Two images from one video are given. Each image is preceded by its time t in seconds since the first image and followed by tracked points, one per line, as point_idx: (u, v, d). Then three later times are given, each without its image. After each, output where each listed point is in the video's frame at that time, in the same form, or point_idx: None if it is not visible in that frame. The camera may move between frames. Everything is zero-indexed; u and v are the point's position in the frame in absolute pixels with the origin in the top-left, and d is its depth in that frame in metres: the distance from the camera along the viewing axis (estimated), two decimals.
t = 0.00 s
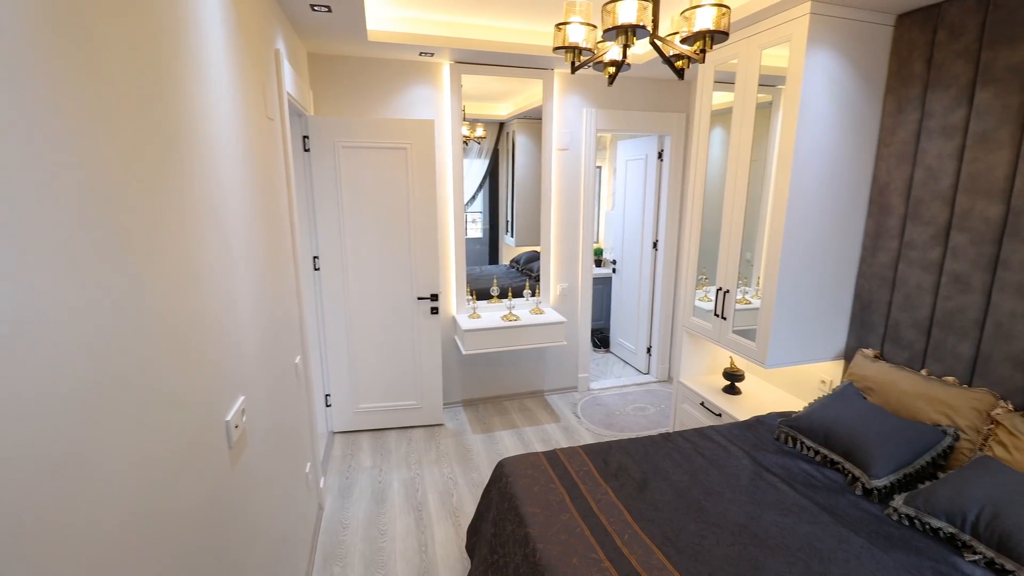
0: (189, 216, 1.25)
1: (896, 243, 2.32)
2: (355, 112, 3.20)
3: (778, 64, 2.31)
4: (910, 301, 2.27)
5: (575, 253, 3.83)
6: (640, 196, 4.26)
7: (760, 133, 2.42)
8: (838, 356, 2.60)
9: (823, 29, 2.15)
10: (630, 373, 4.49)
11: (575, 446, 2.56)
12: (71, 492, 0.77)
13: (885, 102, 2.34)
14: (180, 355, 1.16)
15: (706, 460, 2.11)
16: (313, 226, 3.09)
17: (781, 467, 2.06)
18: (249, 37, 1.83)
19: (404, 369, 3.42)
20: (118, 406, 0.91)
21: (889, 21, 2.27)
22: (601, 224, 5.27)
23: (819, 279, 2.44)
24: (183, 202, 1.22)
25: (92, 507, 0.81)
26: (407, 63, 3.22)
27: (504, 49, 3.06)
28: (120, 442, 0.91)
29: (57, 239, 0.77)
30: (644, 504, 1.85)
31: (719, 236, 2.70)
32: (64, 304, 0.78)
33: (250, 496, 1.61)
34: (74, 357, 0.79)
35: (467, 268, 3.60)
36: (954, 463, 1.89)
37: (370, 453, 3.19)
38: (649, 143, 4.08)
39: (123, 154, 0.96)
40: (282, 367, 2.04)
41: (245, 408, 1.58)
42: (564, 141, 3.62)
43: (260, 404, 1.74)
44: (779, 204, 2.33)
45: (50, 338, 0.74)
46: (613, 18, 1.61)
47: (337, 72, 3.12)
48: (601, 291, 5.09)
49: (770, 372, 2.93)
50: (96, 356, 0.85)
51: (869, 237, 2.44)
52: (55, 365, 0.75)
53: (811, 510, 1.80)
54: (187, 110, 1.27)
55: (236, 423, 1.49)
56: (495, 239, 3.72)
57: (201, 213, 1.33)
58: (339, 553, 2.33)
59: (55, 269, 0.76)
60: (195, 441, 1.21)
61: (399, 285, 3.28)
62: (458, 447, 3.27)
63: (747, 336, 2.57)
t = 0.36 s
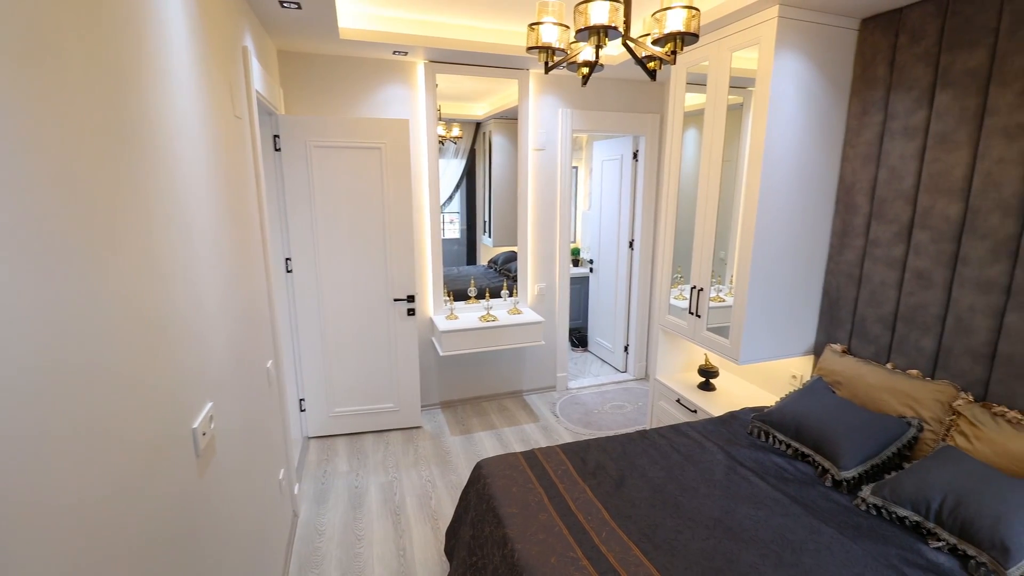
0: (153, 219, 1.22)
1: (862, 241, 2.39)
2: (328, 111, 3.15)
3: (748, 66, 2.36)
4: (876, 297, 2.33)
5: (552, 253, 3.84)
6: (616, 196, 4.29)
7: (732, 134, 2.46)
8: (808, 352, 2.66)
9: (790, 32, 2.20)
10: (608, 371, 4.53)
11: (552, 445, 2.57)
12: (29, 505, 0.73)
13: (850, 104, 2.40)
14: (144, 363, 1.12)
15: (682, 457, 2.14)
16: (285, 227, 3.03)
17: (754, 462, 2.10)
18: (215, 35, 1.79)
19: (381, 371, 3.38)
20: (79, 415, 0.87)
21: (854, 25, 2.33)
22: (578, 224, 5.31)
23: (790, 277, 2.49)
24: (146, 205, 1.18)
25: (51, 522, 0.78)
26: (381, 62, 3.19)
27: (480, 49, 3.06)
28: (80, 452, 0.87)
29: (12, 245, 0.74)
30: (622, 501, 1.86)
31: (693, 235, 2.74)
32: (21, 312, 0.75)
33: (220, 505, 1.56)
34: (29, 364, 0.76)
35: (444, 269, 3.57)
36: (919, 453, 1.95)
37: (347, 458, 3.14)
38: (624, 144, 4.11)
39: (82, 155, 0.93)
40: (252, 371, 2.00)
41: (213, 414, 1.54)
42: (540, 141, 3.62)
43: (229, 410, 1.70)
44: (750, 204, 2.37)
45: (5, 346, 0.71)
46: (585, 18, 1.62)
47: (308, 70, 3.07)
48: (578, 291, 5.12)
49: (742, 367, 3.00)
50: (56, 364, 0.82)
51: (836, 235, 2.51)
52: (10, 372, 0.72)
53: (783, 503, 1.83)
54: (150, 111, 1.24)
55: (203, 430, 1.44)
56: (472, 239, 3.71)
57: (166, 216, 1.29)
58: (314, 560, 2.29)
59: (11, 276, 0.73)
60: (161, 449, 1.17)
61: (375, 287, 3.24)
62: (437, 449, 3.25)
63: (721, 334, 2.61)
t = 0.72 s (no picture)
0: (111, 223, 1.17)
1: (824, 239, 2.46)
2: (295, 110, 3.09)
3: (714, 68, 2.41)
4: (838, 293, 2.41)
5: (526, 254, 3.86)
6: (588, 196, 4.33)
7: (699, 135, 2.51)
8: (775, 347, 2.73)
9: (754, 35, 2.25)
10: (583, 369, 4.57)
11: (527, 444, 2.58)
12: None
13: (812, 106, 2.48)
14: (105, 372, 1.09)
15: (655, 452, 2.17)
16: (253, 229, 2.96)
17: (724, 455, 2.14)
18: (175, 32, 1.74)
19: (354, 374, 3.34)
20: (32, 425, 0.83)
21: (814, 29, 2.40)
22: (552, 223, 5.34)
23: (756, 274, 2.55)
24: (102, 207, 1.14)
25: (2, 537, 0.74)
26: (350, 61, 3.15)
27: (452, 49, 3.05)
28: (34, 463, 0.83)
29: None
30: (596, 498, 1.88)
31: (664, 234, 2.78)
32: None
33: (187, 515, 1.52)
34: None
35: (417, 270, 3.54)
36: (880, 443, 2.02)
37: (319, 463, 3.09)
38: (596, 144, 4.15)
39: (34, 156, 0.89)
40: (218, 377, 1.94)
41: (177, 423, 1.49)
42: (512, 141, 3.63)
43: (194, 418, 1.65)
44: (718, 203, 2.42)
45: None
46: (553, 19, 1.63)
47: (275, 68, 3.01)
48: (553, 290, 5.15)
49: (712, 363, 3.06)
50: (10, 372, 0.79)
51: (800, 233, 2.58)
52: None
53: (752, 495, 1.88)
54: (109, 113, 1.21)
55: (166, 439, 1.39)
56: (446, 240, 3.69)
57: (126, 220, 1.25)
58: (285, 568, 2.24)
59: None
60: (122, 459, 1.13)
61: (346, 288, 3.19)
62: (412, 452, 3.22)
63: (692, 331, 2.66)
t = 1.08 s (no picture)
0: (72, 223, 1.13)
1: (793, 237, 2.53)
2: (266, 109, 3.03)
3: (686, 70, 2.45)
4: (807, 289, 2.48)
5: (503, 254, 3.86)
6: (565, 195, 4.36)
7: (673, 135, 2.55)
8: (748, 343, 2.79)
9: (724, 38, 2.30)
10: (561, 368, 4.59)
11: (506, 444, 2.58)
12: None
13: (780, 107, 2.54)
14: (69, 379, 1.06)
15: (632, 449, 2.20)
16: (223, 230, 2.90)
17: (700, 450, 2.18)
18: (138, 25, 1.68)
19: (330, 377, 3.29)
20: None
21: (782, 32, 2.47)
22: (529, 223, 5.36)
23: (729, 272, 2.60)
24: (62, 207, 1.10)
25: None
26: (323, 59, 3.10)
27: (424, 47, 3.03)
28: None
29: None
30: (574, 495, 1.89)
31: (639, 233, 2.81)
32: None
33: (156, 525, 1.47)
34: None
35: (394, 270, 3.51)
36: (849, 434, 2.10)
37: (295, 469, 3.03)
38: (572, 144, 4.18)
39: None
40: (187, 382, 1.89)
41: (143, 430, 1.44)
42: (488, 141, 3.63)
43: (162, 425, 1.60)
44: (691, 202, 2.46)
45: None
46: (526, 19, 1.63)
47: (244, 66, 2.94)
48: (530, 290, 5.16)
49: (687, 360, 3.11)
50: None
51: (770, 232, 2.65)
52: None
53: (727, 488, 1.91)
54: (71, 113, 1.17)
55: (132, 447, 1.35)
56: (423, 240, 3.66)
57: (89, 222, 1.22)
58: None
59: None
60: (86, 469, 1.10)
61: (321, 290, 3.15)
62: (390, 454, 3.19)
63: (667, 328, 2.70)
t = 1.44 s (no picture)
0: (33, 223, 1.09)
1: (766, 236, 2.58)
2: (238, 107, 2.97)
3: (661, 72, 2.48)
4: (780, 286, 2.54)
5: (482, 254, 3.85)
6: (543, 195, 4.37)
7: (648, 136, 2.58)
8: (724, 340, 2.84)
9: (698, 40, 2.34)
10: (542, 368, 4.61)
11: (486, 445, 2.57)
12: None
13: (753, 109, 2.59)
14: (32, 386, 1.02)
15: (612, 446, 2.22)
16: (194, 232, 2.83)
17: (678, 446, 2.21)
18: (102, 20, 1.63)
19: (308, 381, 3.24)
20: None
21: (754, 35, 2.52)
22: (509, 223, 5.36)
23: (704, 270, 2.65)
24: (23, 206, 1.05)
25: None
26: (297, 58, 3.06)
27: (399, 46, 3.01)
28: None
29: None
30: (555, 494, 1.90)
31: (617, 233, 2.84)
32: None
33: (126, 536, 1.43)
34: None
35: (371, 271, 3.48)
36: (821, 427, 2.15)
37: (271, 474, 2.98)
38: (550, 144, 4.20)
39: None
40: (157, 389, 1.84)
41: (111, 439, 1.39)
42: (465, 141, 3.62)
43: (131, 433, 1.56)
44: (667, 202, 2.50)
45: None
46: (502, 20, 1.63)
47: (215, 63, 2.88)
48: (510, 290, 5.17)
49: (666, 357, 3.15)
50: None
51: (744, 231, 2.70)
52: None
53: (704, 483, 1.95)
54: (31, 108, 1.13)
55: (99, 457, 1.30)
56: (402, 241, 3.63)
57: (51, 222, 1.17)
58: None
59: None
60: (52, 480, 1.06)
61: (297, 292, 3.10)
62: (369, 458, 3.16)
63: (645, 326, 2.73)
